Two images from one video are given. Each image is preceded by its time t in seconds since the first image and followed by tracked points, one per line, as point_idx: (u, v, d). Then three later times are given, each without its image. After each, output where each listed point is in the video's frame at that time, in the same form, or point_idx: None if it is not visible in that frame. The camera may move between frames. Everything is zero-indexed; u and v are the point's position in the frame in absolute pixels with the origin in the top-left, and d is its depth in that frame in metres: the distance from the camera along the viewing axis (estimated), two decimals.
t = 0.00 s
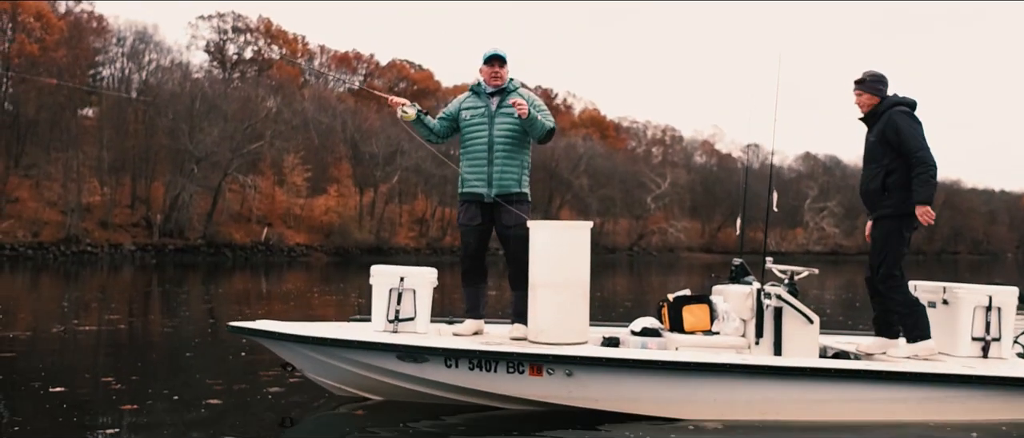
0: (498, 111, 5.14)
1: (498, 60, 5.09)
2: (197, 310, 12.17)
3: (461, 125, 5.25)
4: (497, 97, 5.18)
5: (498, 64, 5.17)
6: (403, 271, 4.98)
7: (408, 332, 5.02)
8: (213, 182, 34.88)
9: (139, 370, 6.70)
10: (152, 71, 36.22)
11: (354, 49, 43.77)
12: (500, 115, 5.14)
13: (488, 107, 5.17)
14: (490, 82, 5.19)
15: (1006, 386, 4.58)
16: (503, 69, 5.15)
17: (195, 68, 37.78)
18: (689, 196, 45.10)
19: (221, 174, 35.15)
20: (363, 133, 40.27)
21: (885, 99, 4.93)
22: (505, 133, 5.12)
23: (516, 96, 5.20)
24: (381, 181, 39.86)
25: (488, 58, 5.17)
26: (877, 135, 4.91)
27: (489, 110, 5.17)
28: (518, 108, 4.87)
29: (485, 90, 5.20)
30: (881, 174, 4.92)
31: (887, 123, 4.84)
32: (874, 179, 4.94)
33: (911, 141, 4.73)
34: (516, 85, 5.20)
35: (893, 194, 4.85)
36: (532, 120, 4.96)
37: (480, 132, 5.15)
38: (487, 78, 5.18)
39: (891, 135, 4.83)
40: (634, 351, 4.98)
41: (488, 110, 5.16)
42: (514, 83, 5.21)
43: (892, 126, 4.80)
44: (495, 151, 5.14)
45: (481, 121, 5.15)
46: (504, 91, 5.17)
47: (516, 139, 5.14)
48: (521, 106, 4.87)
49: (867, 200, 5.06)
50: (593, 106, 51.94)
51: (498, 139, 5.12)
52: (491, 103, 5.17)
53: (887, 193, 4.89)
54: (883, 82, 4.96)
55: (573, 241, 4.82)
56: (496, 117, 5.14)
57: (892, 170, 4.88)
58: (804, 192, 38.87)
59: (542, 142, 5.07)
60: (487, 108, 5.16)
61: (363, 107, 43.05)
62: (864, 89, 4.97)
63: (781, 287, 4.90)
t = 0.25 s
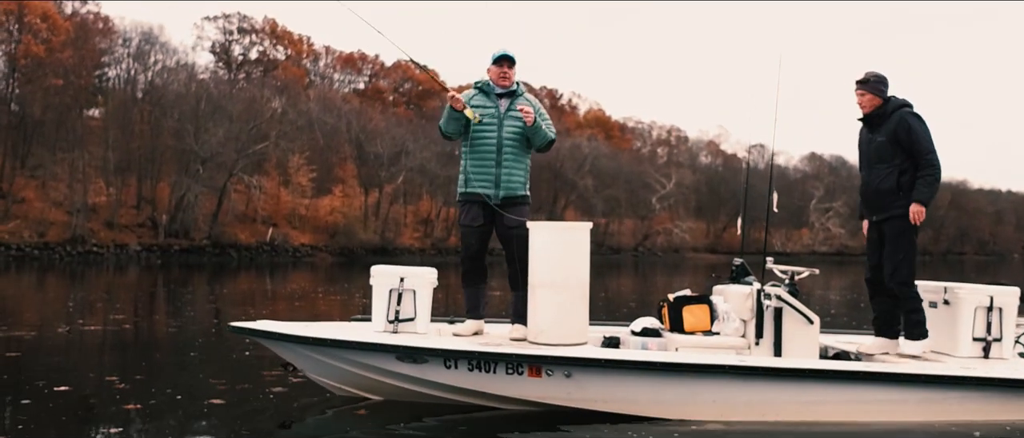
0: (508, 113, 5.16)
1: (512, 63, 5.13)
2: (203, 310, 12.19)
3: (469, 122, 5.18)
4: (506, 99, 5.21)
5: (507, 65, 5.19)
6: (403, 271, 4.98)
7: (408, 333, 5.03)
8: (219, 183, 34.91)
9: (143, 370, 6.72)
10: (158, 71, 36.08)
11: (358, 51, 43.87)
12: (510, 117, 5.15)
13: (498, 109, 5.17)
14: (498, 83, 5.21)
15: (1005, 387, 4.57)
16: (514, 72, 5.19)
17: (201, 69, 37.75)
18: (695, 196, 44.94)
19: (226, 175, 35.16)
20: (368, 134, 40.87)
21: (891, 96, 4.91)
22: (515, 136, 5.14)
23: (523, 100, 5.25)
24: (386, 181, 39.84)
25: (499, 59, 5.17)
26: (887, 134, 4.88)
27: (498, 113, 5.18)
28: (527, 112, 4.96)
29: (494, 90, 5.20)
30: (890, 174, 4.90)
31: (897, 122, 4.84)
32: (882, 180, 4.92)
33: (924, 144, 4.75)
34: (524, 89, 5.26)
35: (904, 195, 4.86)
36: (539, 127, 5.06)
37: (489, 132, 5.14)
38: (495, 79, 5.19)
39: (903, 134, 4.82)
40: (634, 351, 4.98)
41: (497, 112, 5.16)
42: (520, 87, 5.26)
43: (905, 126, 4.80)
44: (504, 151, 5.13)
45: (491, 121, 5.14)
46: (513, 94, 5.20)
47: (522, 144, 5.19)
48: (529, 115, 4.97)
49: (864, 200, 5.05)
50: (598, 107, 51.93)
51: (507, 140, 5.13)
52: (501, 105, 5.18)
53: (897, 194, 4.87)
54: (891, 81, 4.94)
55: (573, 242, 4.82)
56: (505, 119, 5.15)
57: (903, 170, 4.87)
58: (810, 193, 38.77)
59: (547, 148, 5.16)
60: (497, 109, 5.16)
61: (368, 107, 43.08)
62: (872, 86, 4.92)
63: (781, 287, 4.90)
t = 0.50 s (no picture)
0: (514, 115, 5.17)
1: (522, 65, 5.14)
2: (207, 310, 12.23)
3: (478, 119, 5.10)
4: (511, 101, 5.21)
5: (512, 66, 5.18)
6: (403, 271, 4.99)
7: (407, 333, 5.04)
8: (223, 183, 34.95)
9: (146, 370, 6.74)
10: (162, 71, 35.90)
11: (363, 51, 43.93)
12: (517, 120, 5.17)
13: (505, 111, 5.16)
14: (504, 83, 5.18)
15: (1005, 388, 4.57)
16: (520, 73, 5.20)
17: (205, 69, 37.79)
18: (699, 196, 44.82)
19: (231, 175, 35.20)
20: (372, 134, 40.93)
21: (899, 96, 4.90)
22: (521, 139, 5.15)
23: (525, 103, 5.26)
24: (390, 182, 39.88)
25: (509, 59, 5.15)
26: (899, 135, 4.86)
27: (505, 115, 5.17)
28: (520, 135, 4.95)
29: (500, 90, 5.17)
30: (900, 174, 4.89)
31: (911, 124, 4.83)
32: (894, 180, 4.89)
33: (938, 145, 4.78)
34: (526, 92, 5.29)
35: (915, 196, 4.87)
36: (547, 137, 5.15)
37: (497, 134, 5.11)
38: (501, 78, 5.16)
39: (916, 135, 4.83)
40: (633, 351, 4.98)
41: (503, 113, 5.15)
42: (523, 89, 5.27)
43: (921, 128, 4.81)
44: (511, 155, 5.13)
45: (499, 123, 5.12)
46: (519, 96, 5.22)
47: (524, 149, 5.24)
48: (524, 135, 4.95)
49: (870, 200, 5.01)
50: (602, 107, 51.90)
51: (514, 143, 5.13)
52: (507, 107, 5.18)
53: (909, 195, 4.86)
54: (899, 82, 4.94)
55: (572, 243, 4.81)
56: (511, 121, 5.16)
57: (914, 171, 4.88)
58: (815, 193, 38.69)
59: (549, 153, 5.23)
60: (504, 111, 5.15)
61: (372, 107, 43.15)
62: (884, 87, 4.86)
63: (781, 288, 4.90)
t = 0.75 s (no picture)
0: (514, 115, 5.18)
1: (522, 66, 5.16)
2: (211, 310, 12.25)
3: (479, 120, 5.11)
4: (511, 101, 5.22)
5: (512, 66, 5.21)
6: (403, 271, 5.00)
7: (407, 332, 5.05)
8: (227, 183, 35.00)
9: (150, 369, 6.76)
10: (167, 72, 35.99)
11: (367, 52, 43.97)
12: (517, 120, 5.19)
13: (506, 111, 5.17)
14: (504, 83, 5.20)
15: (1004, 389, 4.56)
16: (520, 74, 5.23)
17: (209, 70, 37.83)
18: (703, 197, 44.71)
19: (235, 175, 35.20)
20: (376, 134, 40.96)
21: (908, 98, 4.89)
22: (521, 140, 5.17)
23: (525, 103, 5.28)
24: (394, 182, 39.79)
25: (508, 60, 5.17)
26: (909, 136, 4.85)
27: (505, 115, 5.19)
28: (517, 143, 5.01)
29: (500, 90, 5.19)
30: (907, 176, 4.88)
31: (922, 126, 4.83)
32: (902, 181, 4.87)
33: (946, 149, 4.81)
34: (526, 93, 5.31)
35: (921, 198, 4.87)
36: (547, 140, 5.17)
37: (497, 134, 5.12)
38: (502, 78, 5.18)
39: (926, 138, 4.83)
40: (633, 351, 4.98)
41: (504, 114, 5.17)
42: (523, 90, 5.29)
43: (931, 131, 4.82)
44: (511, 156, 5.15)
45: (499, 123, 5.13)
46: (519, 96, 5.23)
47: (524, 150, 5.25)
48: (521, 143, 5.02)
49: (874, 200, 4.97)
50: (606, 107, 51.91)
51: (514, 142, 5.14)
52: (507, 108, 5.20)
53: (916, 196, 4.86)
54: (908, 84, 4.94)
55: (573, 243, 4.82)
56: (512, 122, 5.17)
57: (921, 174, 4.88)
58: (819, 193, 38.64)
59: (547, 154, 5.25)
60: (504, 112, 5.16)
61: (376, 108, 43.16)
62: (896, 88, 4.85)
63: (780, 288, 4.90)
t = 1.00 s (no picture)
0: (508, 114, 5.18)
1: (513, 63, 5.15)
2: (215, 310, 12.28)
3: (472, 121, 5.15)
4: (506, 100, 5.22)
5: (507, 66, 5.21)
6: (403, 270, 5.02)
7: (407, 331, 5.06)
8: (230, 183, 35.09)
9: (154, 369, 6.77)
10: (171, 72, 36.01)
11: (370, 52, 43.98)
12: (510, 119, 5.18)
13: (498, 110, 5.19)
14: (497, 83, 5.21)
15: (1005, 390, 4.56)
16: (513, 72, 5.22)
17: (213, 70, 37.89)
18: (707, 196, 44.60)
19: (238, 175, 35.26)
20: (379, 134, 40.67)
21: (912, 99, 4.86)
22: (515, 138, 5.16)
23: (521, 101, 5.27)
24: (398, 182, 39.74)
25: (500, 59, 5.18)
26: (914, 138, 4.83)
27: (499, 114, 5.19)
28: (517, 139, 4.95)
29: (493, 90, 5.21)
30: (912, 178, 4.87)
31: (927, 128, 4.82)
32: (908, 183, 4.86)
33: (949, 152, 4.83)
34: (521, 91, 5.28)
35: (924, 200, 4.89)
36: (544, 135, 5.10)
37: (490, 133, 5.14)
38: (495, 78, 5.19)
39: (931, 139, 4.83)
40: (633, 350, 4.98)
41: (498, 113, 5.18)
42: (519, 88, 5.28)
43: (936, 134, 4.82)
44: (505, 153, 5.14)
45: (492, 123, 5.15)
46: (512, 95, 5.22)
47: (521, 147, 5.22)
48: (521, 137, 4.95)
49: (878, 202, 4.94)
50: (610, 107, 51.88)
51: (507, 141, 5.14)
52: (500, 106, 5.19)
53: (920, 199, 4.87)
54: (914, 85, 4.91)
55: (572, 243, 4.83)
56: (505, 121, 5.17)
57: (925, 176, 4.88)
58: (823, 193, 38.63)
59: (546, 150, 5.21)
60: (498, 111, 5.18)
61: (379, 108, 43.18)
62: (901, 89, 4.82)
63: (780, 287, 4.91)
